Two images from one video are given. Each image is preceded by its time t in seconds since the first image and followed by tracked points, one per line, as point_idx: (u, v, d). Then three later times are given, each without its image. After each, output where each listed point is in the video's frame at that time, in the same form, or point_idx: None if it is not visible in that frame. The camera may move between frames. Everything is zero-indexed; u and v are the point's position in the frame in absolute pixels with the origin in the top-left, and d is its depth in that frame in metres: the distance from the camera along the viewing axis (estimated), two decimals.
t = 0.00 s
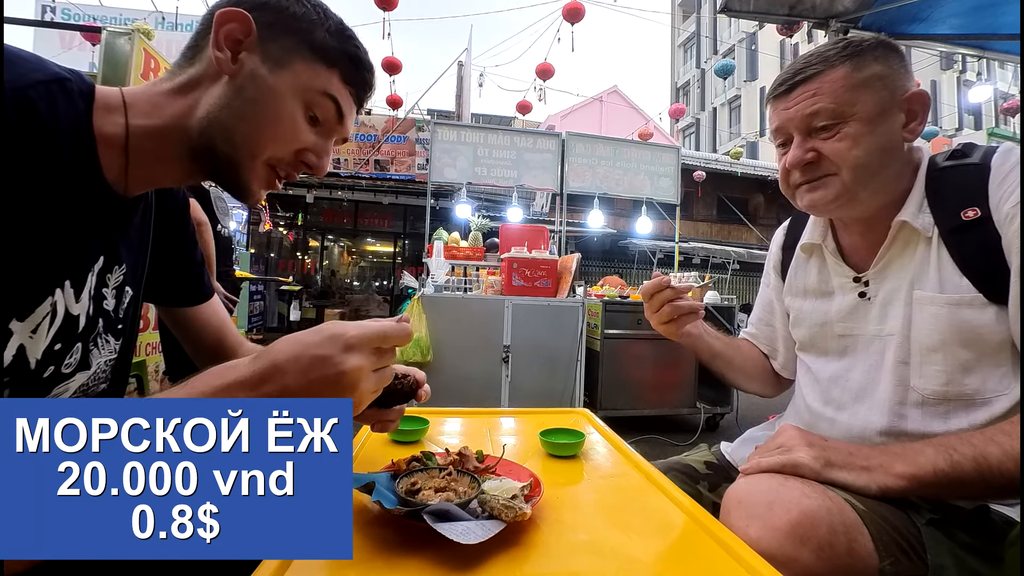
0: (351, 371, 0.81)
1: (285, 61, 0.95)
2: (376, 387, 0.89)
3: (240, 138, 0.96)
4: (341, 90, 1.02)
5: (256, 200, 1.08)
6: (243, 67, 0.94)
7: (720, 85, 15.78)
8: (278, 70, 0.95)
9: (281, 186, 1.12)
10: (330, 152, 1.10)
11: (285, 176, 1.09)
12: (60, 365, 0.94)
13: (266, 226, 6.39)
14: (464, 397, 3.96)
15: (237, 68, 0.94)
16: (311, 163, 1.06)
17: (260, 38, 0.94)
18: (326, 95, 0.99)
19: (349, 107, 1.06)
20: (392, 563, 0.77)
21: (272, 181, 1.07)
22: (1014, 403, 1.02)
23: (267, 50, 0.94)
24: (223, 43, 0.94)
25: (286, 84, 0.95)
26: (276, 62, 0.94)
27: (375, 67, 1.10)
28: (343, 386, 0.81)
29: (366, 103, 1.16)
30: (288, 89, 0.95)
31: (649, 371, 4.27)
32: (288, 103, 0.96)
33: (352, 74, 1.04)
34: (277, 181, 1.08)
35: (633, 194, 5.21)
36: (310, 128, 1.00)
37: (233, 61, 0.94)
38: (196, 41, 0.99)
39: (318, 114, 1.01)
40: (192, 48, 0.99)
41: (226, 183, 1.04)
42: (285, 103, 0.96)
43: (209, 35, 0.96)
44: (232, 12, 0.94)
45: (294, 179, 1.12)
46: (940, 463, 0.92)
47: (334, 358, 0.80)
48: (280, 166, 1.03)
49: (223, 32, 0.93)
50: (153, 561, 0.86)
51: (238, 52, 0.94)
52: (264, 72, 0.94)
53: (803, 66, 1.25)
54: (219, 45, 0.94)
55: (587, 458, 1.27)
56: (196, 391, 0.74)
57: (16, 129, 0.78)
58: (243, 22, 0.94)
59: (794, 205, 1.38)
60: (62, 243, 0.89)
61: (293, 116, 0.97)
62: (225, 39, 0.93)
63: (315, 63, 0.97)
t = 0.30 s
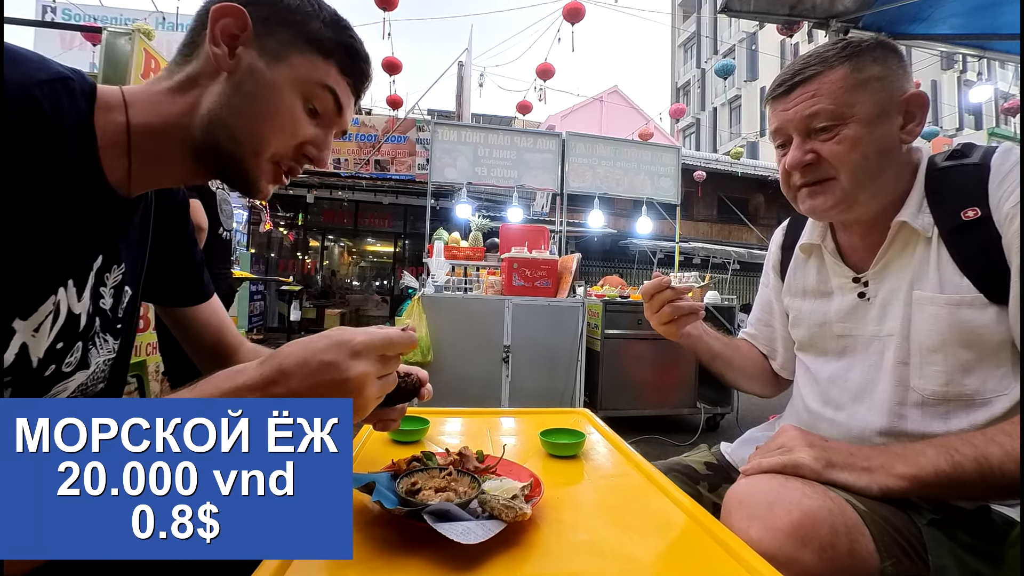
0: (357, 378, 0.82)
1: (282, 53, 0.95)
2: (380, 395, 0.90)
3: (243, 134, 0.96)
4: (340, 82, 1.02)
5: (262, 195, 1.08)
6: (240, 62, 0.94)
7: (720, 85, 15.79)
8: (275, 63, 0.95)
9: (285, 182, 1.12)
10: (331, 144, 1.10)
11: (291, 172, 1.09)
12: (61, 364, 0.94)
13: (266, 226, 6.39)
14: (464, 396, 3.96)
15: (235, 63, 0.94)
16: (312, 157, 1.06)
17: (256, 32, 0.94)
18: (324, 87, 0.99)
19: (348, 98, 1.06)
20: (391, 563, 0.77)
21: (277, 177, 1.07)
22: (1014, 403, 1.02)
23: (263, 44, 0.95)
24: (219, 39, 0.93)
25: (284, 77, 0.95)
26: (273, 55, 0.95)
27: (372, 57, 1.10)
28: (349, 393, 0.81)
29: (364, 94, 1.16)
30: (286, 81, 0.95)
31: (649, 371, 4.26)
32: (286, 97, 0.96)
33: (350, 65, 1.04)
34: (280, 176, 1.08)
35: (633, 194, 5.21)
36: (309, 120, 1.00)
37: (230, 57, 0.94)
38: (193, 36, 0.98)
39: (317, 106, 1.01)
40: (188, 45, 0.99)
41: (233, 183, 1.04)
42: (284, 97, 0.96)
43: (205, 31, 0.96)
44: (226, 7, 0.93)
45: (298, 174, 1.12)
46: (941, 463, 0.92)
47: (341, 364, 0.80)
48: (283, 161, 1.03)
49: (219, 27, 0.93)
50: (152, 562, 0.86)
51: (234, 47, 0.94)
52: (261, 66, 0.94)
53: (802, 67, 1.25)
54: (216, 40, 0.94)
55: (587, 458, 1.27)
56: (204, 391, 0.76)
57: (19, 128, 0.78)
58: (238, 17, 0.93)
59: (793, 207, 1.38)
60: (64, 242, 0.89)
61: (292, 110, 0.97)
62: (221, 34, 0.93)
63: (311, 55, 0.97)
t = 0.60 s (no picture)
0: (358, 387, 0.82)
1: (264, 27, 0.94)
2: (380, 402, 0.90)
3: (245, 116, 0.96)
4: (327, 47, 1.02)
5: (276, 176, 1.09)
6: (226, 45, 0.93)
7: (720, 85, 15.81)
8: (260, 38, 0.94)
9: (294, 161, 1.13)
10: (331, 113, 1.10)
11: (298, 148, 1.10)
12: (60, 365, 0.94)
13: (266, 226, 6.40)
14: (464, 397, 3.96)
15: (221, 47, 0.93)
16: (317, 128, 1.07)
17: (233, 10, 0.92)
18: (312, 53, 0.99)
19: (338, 64, 1.05)
20: (392, 563, 0.77)
21: (287, 154, 1.07)
22: (1014, 403, 1.02)
23: (243, 20, 0.93)
24: (200, 24, 0.92)
25: (272, 50, 0.94)
26: (255, 30, 0.93)
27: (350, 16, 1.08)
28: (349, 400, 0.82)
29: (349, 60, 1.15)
30: (275, 54, 0.95)
31: (649, 371, 4.26)
32: (280, 70, 0.96)
33: (332, 27, 1.03)
34: (288, 155, 1.08)
35: (633, 194, 5.21)
36: (306, 92, 1.00)
37: (215, 41, 0.93)
38: (171, 31, 0.96)
39: (310, 73, 1.01)
40: (170, 38, 0.96)
41: (248, 169, 1.05)
42: (278, 70, 0.96)
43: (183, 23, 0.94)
44: None
45: (304, 150, 1.12)
46: (941, 464, 0.92)
47: (341, 372, 0.80)
48: (289, 137, 1.03)
49: (196, 11, 0.91)
50: (153, 562, 0.85)
51: (216, 31, 0.93)
52: (247, 44, 0.93)
53: (806, 64, 1.25)
54: (196, 26, 0.92)
55: (587, 458, 1.27)
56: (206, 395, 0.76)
57: (23, 130, 0.78)
58: None
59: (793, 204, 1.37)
60: (66, 243, 0.89)
61: (287, 81, 0.97)
62: (200, 19, 0.92)
63: (294, 23, 0.96)
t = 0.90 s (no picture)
0: (358, 377, 0.80)
1: (256, 19, 0.93)
2: (381, 392, 0.88)
3: (242, 109, 0.95)
4: (320, 36, 1.01)
5: (276, 173, 1.08)
6: (220, 40, 0.93)
7: (720, 85, 15.83)
8: (252, 30, 0.93)
9: (294, 154, 1.12)
10: (330, 106, 1.09)
11: (296, 141, 1.09)
12: (60, 365, 0.94)
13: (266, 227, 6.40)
14: (464, 397, 3.96)
15: (216, 43, 0.93)
16: (316, 120, 1.06)
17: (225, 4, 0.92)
18: (306, 44, 0.98)
19: (333, 55, 1.05)
20: (392, 563, 0.77)
21: (287, 146, 1.06)
22: (1016, 402, 1.02)
23: (235, 13, 0.93)
24: (194, 20, 0.93)
25: (266, 43, 0.94)
26: (247, 23, 0.93)
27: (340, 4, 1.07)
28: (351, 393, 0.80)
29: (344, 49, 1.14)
30: (270, 46, 0.94)
31: (649, 371, 4.26)
32: (275, 62, 0.95)
33: (323, 16, 1.02)
34: (288, 150, 1.07)
35: (634, 194, 5.21)
36: (303, 84, 1.00)
37: (209, 37, 0.93)
38: (163, 27, 0.96)
39: (306, 63, 1.00)
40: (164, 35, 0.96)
41: (247, 164, 1.05)
42: (272, 64, 0.95)
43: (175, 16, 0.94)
44: None
45: (303, 142, 1.12)
46: (942, 464, 0.92)
47: (342, 362, 0.78)
48: (288, 130, 1.03)
49: (189, 7, 0.92)
50: (153, 562, 0.85)
51: (210, 26, 0.93)
52: (241, 37, 0.93)
53: (807, 64, 1.26)
54: (191, 23, 0.93)
55: (587, 458, 1.27)
56: (203, 388, 0.75)
57: (24, 130, 0.78)
58: None
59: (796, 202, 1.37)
60: (66, 243, 0.89)
61: (283, 74, 0.96)
62: (193, 15, 0.92)
63: (285, 12, 0.95)
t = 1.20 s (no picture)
0: (360, 384, 0.81)
1: (259, 23, 0.93)
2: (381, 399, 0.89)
3: (243, 111, 0.95)
4: (323, 39, 1.01)
5: (276, 175, 1.09)
6: (223, 43, 0.93)
7: (720, 85, 15.82)
8: (256, 35, 0.93)
9: (295, 158, 1.12)
10: (331, 109, 1.09)
11: (297, 143, 1.09)
12: (61, 366, 0.94)
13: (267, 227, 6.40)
14: (465, 397, 3.96)
15: (219, 46, 0.93)
16: (318, 123, 1.06)
17: (229, 9, 0.92)
18: (309, 47, 0.98)
19: (336, 57, 1.05)
20: (393, 562, 0.78)
21: (287, 151, 1.06)
22: (1016, 402, 1.02)
23: (239, 17, 0.92)
24: (197, 23, 0.92)
25: (269, 47, 0.94)
26: (251, 27, 0.93)
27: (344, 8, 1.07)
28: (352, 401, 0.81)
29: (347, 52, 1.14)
30: (273, 49, 0.94)
31: (650, 371, 4.26)
32: (277, 65, 0.95)
33: (327, 20, 1.02)
34: (288, 152, 1.07)
35: (634, 194, 5.21)
36: (305, 86, 1.00)
37: (213, 40, 0.93)
38: (167, 29, 0.96)
39: (308, 67, 1.00)
40: (167, 37, 0.97)
41: (248, 167, 1.05)
42: (275, 66, 0.95)
43: (181, 19, 0.94)
44: None
45: (302, 147, 1.12)
46: (942, 464, 0.92)
47: (344, 369, 0.79)
48: (289, 133, 1.03)
49: (193, 11, 0.91)
50: (154, 562, 0.85)
51: (214, 29, 0.92)
52: (244, 40, 0.93)
53: (809, 63, 1.25)
54: (194, 25, 0.92)
55: (587, 458, 1.27)
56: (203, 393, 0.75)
57: (24, 130, 0.78)
58: None
59: (798, 203, 1.38)
60: (66, 244, 0.89)
61: (285, 76, 0.96)
62: (198, 18, 0.92)
63: (289, 17, 0.95)
